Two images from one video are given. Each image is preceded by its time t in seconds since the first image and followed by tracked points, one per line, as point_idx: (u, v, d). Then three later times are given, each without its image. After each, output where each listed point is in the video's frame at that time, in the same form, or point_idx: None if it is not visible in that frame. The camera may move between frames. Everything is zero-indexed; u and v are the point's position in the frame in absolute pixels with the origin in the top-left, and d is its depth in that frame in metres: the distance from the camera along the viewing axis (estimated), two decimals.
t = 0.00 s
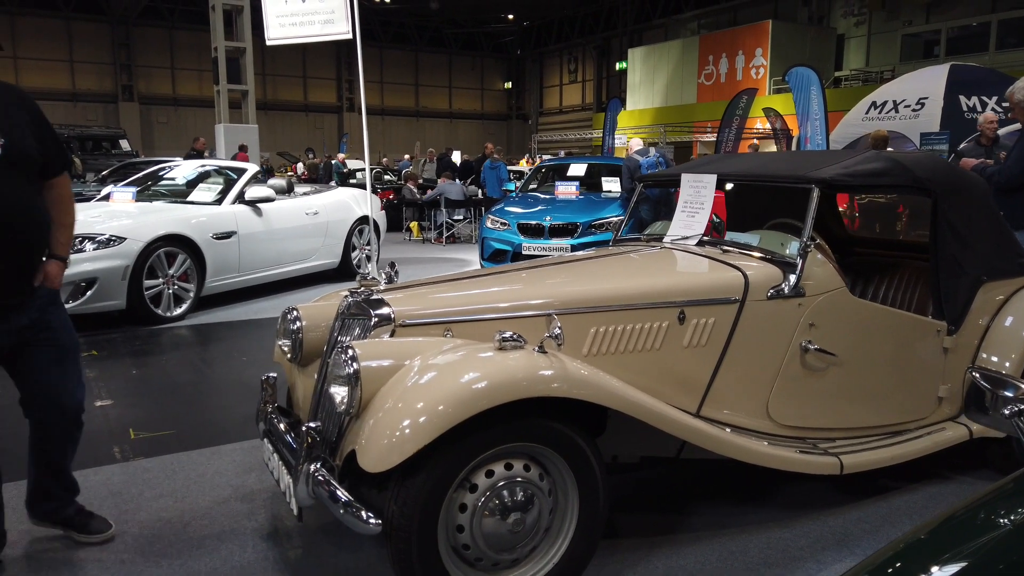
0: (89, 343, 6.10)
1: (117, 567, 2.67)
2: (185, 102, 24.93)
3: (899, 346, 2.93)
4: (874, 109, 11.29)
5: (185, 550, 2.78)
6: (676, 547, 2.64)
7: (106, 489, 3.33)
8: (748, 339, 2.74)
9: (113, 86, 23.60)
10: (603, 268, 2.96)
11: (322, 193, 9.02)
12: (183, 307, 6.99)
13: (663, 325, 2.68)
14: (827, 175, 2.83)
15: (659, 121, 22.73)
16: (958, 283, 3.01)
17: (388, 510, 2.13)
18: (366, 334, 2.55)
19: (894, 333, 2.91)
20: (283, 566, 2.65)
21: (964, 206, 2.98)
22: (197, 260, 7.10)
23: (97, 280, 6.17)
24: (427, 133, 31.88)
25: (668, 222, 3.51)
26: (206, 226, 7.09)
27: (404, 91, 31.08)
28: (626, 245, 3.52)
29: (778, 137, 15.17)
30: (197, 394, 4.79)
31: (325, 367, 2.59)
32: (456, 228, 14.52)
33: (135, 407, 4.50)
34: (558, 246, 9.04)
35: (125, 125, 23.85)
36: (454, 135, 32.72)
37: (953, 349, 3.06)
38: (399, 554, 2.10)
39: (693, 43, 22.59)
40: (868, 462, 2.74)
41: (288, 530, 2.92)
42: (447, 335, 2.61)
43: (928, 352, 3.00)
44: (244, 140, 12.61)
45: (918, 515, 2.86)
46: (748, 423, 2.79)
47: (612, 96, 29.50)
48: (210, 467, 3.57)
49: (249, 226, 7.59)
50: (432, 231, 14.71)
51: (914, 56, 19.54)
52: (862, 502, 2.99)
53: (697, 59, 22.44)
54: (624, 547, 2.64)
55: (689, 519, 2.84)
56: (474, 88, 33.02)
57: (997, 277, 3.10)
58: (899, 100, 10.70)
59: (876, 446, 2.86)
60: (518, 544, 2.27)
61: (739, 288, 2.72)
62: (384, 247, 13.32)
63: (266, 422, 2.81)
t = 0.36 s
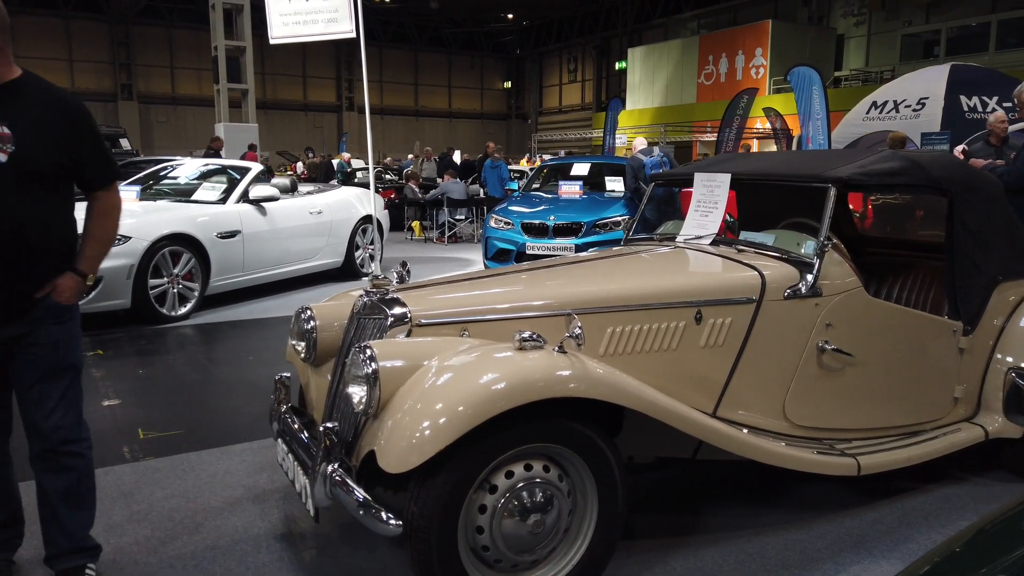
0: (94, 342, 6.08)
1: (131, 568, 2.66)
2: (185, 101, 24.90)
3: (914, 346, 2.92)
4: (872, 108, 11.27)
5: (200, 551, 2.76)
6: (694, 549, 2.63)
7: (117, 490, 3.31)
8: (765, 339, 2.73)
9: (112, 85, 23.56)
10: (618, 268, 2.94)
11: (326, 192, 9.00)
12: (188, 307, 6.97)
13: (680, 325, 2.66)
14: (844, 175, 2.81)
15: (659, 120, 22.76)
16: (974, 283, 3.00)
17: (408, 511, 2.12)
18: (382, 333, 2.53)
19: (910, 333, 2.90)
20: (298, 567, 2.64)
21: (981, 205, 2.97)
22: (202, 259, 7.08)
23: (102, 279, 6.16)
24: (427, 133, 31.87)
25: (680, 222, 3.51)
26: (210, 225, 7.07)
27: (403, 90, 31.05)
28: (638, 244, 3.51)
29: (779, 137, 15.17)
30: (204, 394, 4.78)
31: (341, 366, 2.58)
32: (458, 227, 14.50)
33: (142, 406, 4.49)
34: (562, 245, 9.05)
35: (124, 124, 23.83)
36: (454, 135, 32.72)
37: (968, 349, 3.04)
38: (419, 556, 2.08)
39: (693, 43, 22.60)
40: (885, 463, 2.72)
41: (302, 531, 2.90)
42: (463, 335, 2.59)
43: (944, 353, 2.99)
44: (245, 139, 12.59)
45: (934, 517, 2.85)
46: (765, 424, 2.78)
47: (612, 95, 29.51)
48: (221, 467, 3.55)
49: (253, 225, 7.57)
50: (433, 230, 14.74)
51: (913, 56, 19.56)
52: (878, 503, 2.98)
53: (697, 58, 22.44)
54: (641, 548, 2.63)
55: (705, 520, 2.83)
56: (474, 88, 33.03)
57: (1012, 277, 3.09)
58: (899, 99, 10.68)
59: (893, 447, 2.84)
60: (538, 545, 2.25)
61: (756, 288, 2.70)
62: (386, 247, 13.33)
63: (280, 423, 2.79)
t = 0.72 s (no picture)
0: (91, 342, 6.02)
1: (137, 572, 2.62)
2: (177, 100, 24.77)
3: (925, 345, 2.89)
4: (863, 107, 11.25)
5: (206, 554, 2.73)
6: (706, 550, 2.60)
7: (119, 493, 3.26)
8: (777, 338, 2.71)
9: (105, 82, 23.42)
10: (628, 266, 2.92)
11: (323, 191, 8.96)
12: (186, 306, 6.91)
13: (692, 324, 2.64)
14: (857, 173, 2.78)
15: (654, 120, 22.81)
16: (985, 281, 2.98)
17: (422, 514, 2.09)
18: (393, 333, 2.50)
19: (921, 331, 2.87)
20: (306, 569, 2.60)
21: (993, 203, 2.94)
22: (200, 258, 7.02)
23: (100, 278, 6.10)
24: (421, 131, 31.79)
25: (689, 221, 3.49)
26: (208, 224, 7.01)
27: (397, 89, 30.97)
28: (646, 243, 3.49)
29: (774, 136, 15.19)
30: (204, 394, 4.72)
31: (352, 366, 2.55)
32: (455, 227, 14.48)
33: (142, 407, 4.44)
34: (561, 244, 9.05)
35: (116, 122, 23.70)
36: (448, 134, 32.67)
37: (980, 348, 3.02)
38: (433, 558, 2.06)
39: (687, 43, 22.63)
40: (897, 463, 2.70)
41: (309, 533, 2.87)
42: (475, 335, 2.56)
43: (956, 352, 2.96)
44: (240, 137, 12.51)
45: (946, 517, 2.83)
46: (777, 423, 2.75)
47: (607, 95, 29.52)
48: (225, 468, 3.51)
49: (251, 224, 7.52)
50: (430, 229, 14.74)
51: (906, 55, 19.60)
52: (889, 503, 2.96)
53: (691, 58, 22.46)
54: (653, 549, 2.60)
55: (717, 521, 2.81)
56: (468, 87, 33.00)
57: (1023, 276, 3.07)
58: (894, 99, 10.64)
59: (904, 446, 2.82)
60: (552, 547, 2.23)
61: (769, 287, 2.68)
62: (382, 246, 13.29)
63: (288, 424, 2.76)
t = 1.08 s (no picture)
0: (80, 342, 5.92)
1: None
2: (168, 98, 24.58)
3: (930, 341, 2.84)
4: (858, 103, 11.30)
5: (198, 559, 2.65)
6: (710, 552, 2.55)
7: (108, 496, 3.18)
8: (782, 335, 2.66)
9: (94, 81, 23.20)
10: (628, 263, 2.86)
11: (316, 189, 8.87)
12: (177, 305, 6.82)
13: (696, 321, 2.59)
14: (861, 167, 2.74)
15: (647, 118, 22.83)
16: (989, 277, 2.93)
17: (422, 517, 2.03)
18: (389, 331, 2.43)
19: (926, 328, 2.82)
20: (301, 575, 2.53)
21: (999, 198, 2.90)
22: (191, 257, 6.93)
23: (89, 277, 6.00)
24: (413, 130, 31.67)
25: (689, 216, 3.45)
26: (199, 222, 6.92)
27: (389, 88, 30.84)
28: (645, 240, 3.44)
29: (767, 134, 15.17)
30: (196, 394, 4.65)
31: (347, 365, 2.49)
32: (448, 225, 14.45)
33: (132, 408, 4.35)
34: (556, 242, 9.05)
35: (106, 120, 23.50)
36: (440, 132, 32.57)
37: (985, 345, 2.97)
38: (433, 562, 1.99)
39: (679, 41, 22.62)
40: (903, 461, 2.66)
41: (304, 537, 2.80)
42: (473, 333, 2.51)
43: (962, 348, 2.92)
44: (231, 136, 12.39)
45: (952, 516, 2.79)
46: (781, 422, 2.70)
47: (599, 93, 29.49)
48: (217, 471, 3.44)
49: (243, 221, 7.43)
50: (424, 228, 14.70)
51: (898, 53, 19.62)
52: (894, 502, 2.92)
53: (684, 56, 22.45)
54: (657, 551, 2.55)
55: (720, 521, 2.76)
56: (460, 85, 32.91)
57: None
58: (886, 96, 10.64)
59: (910, 445, 2.77)
60: (554, 551, 2.17)
61: (773, 283, 2.63)
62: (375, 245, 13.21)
63: (283, 425, 2.70)
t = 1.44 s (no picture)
0: (66, 342, 5.77)
1: None
2: (157, 96, 24.32)
3: (945, 339, 2.74)
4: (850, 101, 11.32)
5: (186, 570, 2.54)
6: (721, 559, 2.45)
7: (93, 504, 3.05)
8: (794, 334, 2.56)
9: (83, 78, 22.93)
10: (633, 258, 2.75)
11: (307, 185, 8.73)
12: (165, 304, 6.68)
13: (705, 319, 2.49)
14: (874, 159, 2.64)
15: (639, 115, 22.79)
16: (1007, 272, 2.81)
17: (422, 529, 1.92)
18: (386, 332, 2.32)
19: (941, 325, 2.72)
20: None
21: (1016, 191, 2.79)
22: (180, 255, 6.79)
23: (74, 276, 5.86)
24: (405, 128, 31.50)
25: (694, 211, 3.36)
26: (188, 219, 6.78)
27: (380, 85, 30.66)
28: (649, 235, 3.34)
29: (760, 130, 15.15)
30: (184, 396, 4.52)
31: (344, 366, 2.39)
32: (441, 222, 14.34)
33: (119, 411, 4.23)
34: (552, 239, 8.97)
35: (94, 118, 23.22)
36: (432, 129, 32.42)
37: (1001, 343, 2.87)
38: None
39: (671, 37, 22.56)
40: (919, 464, 2.56)
41: (297, 547, 2.69)
42: (474, 333, 2.40)
43: (977, 346, 2.82)
44: (221, 133, 12.22)
45: (967, 520, 2.70)
46: (793, 424, 2.61)
47: (591, 90, 29.41)
48: (208, 476, 3.32)
49: (233, 219, 7.29)
50: (416, 225, 14.58)
51: (889, 50, 19.63)
52: (907, 505, 2.83)
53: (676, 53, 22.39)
54: (665, 559, 2.44)
55: (729, 527, 2.66)
56: (451, 82, 32.76)
57: None
58: (879, 92, 10.60)
59: (925, 446, 2.68)
60: (562, 562, 2.07)
61: (785, 280, 2.53)
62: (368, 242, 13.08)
63: (275, 429, 2.59)
